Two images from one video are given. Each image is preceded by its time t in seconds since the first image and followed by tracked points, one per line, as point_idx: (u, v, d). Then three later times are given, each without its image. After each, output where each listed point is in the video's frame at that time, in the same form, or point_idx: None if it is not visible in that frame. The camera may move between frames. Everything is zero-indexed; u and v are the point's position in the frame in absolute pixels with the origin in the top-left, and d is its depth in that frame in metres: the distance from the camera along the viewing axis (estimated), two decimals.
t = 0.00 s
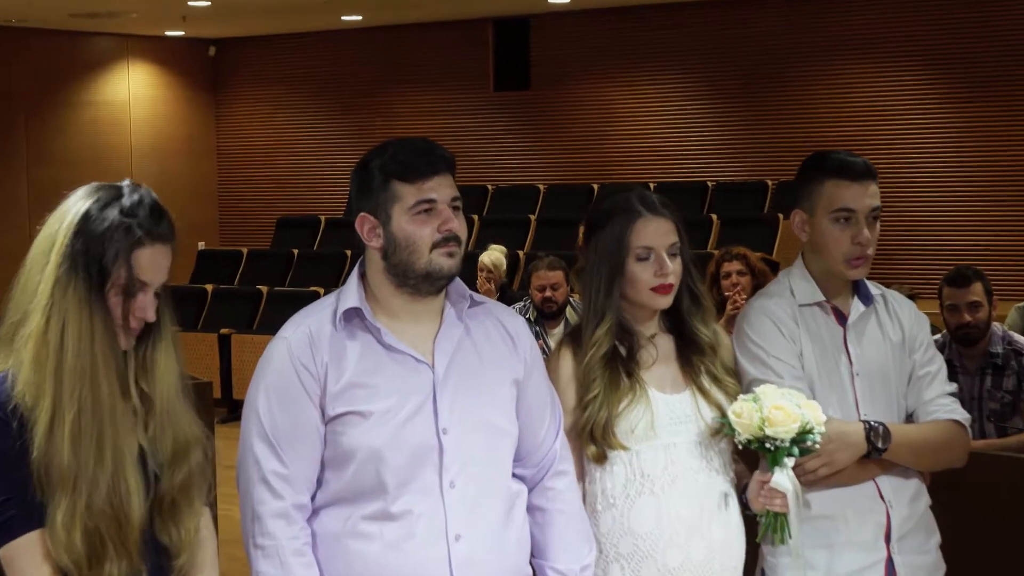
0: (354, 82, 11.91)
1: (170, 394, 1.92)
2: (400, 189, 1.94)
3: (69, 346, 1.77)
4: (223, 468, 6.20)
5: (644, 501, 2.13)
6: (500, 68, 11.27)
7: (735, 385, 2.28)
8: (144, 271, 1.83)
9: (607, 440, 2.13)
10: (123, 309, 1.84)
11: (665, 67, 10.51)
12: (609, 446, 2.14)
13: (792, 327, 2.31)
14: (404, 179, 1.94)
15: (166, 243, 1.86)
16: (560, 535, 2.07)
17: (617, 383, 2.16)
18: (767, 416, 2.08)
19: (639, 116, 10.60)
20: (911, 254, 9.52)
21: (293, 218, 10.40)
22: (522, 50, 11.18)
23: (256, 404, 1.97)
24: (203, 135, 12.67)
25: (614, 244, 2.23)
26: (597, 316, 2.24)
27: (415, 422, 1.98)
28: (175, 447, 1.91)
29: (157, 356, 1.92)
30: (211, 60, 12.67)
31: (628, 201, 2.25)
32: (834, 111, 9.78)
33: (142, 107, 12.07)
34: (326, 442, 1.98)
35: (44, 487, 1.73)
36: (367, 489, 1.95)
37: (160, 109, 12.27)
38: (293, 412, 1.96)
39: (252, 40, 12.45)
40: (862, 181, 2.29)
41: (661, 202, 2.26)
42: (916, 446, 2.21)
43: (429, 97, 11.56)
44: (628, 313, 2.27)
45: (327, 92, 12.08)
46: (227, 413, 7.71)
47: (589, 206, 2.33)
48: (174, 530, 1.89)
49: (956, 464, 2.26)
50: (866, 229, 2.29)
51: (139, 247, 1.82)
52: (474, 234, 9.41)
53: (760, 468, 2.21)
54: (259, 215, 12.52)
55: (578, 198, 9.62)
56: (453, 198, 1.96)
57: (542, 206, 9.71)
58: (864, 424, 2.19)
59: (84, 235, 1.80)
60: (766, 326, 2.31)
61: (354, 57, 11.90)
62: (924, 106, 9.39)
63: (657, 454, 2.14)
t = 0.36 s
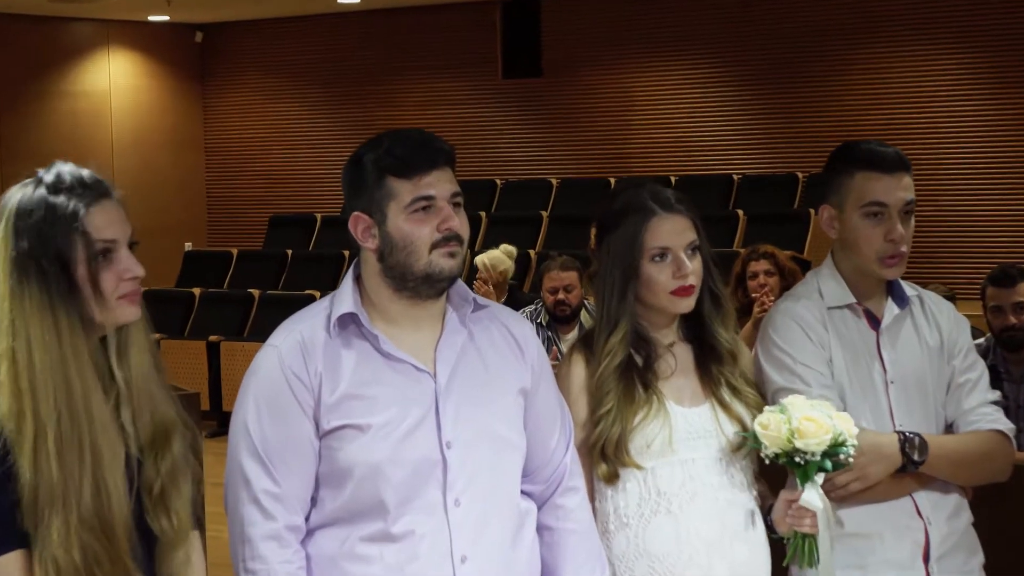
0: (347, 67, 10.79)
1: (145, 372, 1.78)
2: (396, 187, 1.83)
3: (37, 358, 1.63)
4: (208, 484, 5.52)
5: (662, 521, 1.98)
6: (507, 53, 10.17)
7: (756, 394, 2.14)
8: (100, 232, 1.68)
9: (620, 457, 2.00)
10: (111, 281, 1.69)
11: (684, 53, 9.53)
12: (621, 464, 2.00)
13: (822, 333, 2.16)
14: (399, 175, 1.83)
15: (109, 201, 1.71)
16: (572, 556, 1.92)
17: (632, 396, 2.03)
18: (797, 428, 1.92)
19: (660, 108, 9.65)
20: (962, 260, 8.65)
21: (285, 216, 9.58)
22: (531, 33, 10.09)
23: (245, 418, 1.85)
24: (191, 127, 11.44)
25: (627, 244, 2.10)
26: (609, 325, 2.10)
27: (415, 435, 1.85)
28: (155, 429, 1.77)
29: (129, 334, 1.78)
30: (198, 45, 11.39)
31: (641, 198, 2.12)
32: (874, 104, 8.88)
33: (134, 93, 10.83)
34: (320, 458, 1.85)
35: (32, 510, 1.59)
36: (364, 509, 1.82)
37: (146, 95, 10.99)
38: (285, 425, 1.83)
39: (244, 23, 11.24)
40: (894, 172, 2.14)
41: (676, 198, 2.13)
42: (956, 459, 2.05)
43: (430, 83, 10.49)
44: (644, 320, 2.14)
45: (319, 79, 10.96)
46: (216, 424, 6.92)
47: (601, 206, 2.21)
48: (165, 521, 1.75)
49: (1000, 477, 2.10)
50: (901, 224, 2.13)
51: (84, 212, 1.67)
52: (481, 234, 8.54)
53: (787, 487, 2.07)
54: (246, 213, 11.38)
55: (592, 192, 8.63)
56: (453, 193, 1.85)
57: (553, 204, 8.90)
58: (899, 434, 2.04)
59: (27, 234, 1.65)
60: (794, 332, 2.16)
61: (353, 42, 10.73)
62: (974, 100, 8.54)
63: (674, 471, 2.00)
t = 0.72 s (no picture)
0: (347, 51, 9.99)
1: (120, 379, 1.67)
2: (397, 176, 1.69)
3: None
4: (195, 496, 4.98)
5: (679, 541, 1.85)
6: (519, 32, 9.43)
7: (779, 400, 2.00)
8: (48, 235, 1.58)
9: (633, 472, 1.87)
10: (63, 286, 1.59)
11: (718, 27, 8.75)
12: (635, 479, 1.87)
13: (858, 334, 2.02)
14: (399, 164, 1.70)
15: (61, 198, 1.61)
16: None
17: (646, 405, 1.90)
18: (829, 435, 1.78)
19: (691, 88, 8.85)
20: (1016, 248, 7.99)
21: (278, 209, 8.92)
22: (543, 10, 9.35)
23: (236, 424, 1.73)
24: (176, 112, 10.68)
25: (635, 239, 1.97)
26: (620, 327, 1.97)
27: (419, 444, 1.72)
28: (135, 437, 1.65)
29: (102, 333, 1.68)
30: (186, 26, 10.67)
31: (649, 187, 2.00)
32: (928, 82, 8.12)
33: (106, 82, 10.17)
34: (317, 468, 1.72)
35: None
36: (364, 523, 1.68)
37: (126, 82, 10.34)
38: (280, 433, 1.71)
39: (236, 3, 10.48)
40: (936, 160, 1.99)
41: (685, 185, 2.01)
42: (1002, 470, 1.90)
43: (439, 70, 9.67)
44: (657, 320, 2.01)
45: (320, 64, 10.14)
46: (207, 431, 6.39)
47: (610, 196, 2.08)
48: (152, 533, 1.62)
49: None
50: (943, 216, 1.98)
51: (29, 215, 1.57)
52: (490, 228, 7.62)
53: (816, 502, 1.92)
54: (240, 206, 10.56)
55: (602, 181, 7.77)
56: (459, 182, 1.72)
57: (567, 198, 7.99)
58: (941, 443, 1.89)
59: None
60: (828, 332, 2.02)
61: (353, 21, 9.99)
62: None
63: (691, 485, 1.86)
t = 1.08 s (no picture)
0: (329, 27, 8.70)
1: (91, 386, 1.60)
2: (389, 167, 1.58)
3: None
4: (172, 509, 4.44)
5: (688, 558, 1.74)
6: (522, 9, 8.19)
7: (794, 407, 1.89)
8: (12, 233, 1.51)
9: (637, 483, 1.76)
10: (28, 287, 1.51)
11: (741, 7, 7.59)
12: (639, 492, 1.76)
13: (888, 334, 1.92)
14: (391, 156, 1.58)
15: (28, 193, 1.54)
16: None
17: (651, 414, 1.80)
18: (843, 447, 1.67)
19: (711, 76, 7.67)
20: None
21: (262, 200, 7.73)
22: None
23: (218, 429, 1.62)
24: (138, 91, 9.21)
25: (644, 234, 1.86)
26: (626, 328, 1.87)
27: (413, 452, 1.60)
28: (107, 447, 1.59)
29: (71, 337, 1.60)
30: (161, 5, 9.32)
31: (660, 178, 1.88)
32: (994, 67, 6.97)
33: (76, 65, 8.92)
34: (304, 476, 1.61)
35: None
36: (354, 536, 1.58)
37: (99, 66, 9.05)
38: (266, 439, 1.60)
39: None
40: (977, 150, 1.88)
41: (700, 177, 1.89)
42: None
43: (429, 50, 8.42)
44: (667, 320, 1.90)
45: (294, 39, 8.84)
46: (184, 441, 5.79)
47: (619, 186, 1.96)
48: (123, 550, 1.56)
49: None
50: (983, 210, 1.87)
51: None
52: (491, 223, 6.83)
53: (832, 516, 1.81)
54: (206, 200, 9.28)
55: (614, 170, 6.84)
56: (456, 174, 1.60)
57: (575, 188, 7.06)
58: (973, 454, 1.79)
59: None
60: (857, 331, 1.92)
61: None
62: None
63: (699, 499, 1.76)
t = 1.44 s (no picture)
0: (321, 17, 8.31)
1: (66, 398, 1.51)
2: (382, 166, 1.49)
3: None
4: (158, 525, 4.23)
5: None
6: None
7: (809, 421, 1.80)
8: None
9: (644, 499, 1.67)
10: (6, 293, 1.42)
11: None
12: (646, 508, 1.67)
13: (919, 343, 1.82)
14: (386, 154, 1.49)
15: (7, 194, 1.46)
16: None
17: (659, 425, 1.70)
18: (865, 461, 1.57)
19: (728, 65, 7.32)
20: None
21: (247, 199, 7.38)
22: None
23: (200, 440, 1.51)
24: (117, 79, 8.80)
25: (656, 237, 1.76)
26: (634, 336, 1.77)
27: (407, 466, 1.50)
28: (86, 461, 1.50)
29: (47, 346, 1.51)
30: None
31: (674, 178, 1.78)
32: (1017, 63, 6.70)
33: (52, 63, 8.51)
34: (292, 491, 1.51)
35: None
36: (344, 555, 1.47)
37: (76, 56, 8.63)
38: (251, 451, 1.49)
39: None
40: (1013, 148, 1.78)
41: (720, 178, 1.79)
42: None
43: (427, 36, 8.06)
44: (678, 329, 1.81)
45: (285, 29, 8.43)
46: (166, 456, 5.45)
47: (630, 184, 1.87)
48: (104, 571, 1.46)
49: None
50: (1017, 210, 1.78)
51: None
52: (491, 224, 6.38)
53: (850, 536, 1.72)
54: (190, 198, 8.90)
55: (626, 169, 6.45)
56: (452, 172, 1.51)
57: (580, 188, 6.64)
58: (1010, 471, 1.70)
59: None
60: (887, 340, 1.82)
61: None
62: None
63: (711, 519, 1.67)
